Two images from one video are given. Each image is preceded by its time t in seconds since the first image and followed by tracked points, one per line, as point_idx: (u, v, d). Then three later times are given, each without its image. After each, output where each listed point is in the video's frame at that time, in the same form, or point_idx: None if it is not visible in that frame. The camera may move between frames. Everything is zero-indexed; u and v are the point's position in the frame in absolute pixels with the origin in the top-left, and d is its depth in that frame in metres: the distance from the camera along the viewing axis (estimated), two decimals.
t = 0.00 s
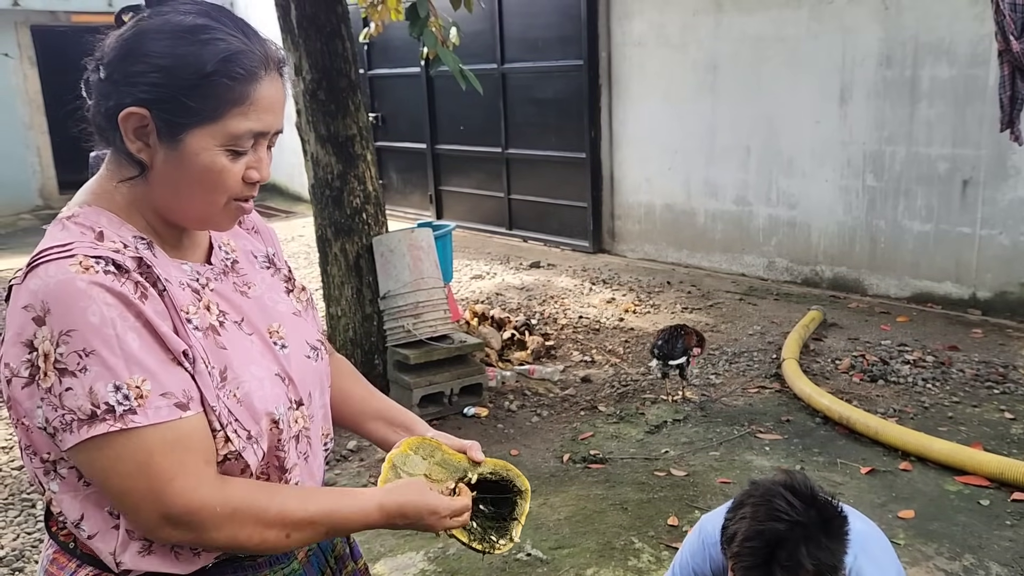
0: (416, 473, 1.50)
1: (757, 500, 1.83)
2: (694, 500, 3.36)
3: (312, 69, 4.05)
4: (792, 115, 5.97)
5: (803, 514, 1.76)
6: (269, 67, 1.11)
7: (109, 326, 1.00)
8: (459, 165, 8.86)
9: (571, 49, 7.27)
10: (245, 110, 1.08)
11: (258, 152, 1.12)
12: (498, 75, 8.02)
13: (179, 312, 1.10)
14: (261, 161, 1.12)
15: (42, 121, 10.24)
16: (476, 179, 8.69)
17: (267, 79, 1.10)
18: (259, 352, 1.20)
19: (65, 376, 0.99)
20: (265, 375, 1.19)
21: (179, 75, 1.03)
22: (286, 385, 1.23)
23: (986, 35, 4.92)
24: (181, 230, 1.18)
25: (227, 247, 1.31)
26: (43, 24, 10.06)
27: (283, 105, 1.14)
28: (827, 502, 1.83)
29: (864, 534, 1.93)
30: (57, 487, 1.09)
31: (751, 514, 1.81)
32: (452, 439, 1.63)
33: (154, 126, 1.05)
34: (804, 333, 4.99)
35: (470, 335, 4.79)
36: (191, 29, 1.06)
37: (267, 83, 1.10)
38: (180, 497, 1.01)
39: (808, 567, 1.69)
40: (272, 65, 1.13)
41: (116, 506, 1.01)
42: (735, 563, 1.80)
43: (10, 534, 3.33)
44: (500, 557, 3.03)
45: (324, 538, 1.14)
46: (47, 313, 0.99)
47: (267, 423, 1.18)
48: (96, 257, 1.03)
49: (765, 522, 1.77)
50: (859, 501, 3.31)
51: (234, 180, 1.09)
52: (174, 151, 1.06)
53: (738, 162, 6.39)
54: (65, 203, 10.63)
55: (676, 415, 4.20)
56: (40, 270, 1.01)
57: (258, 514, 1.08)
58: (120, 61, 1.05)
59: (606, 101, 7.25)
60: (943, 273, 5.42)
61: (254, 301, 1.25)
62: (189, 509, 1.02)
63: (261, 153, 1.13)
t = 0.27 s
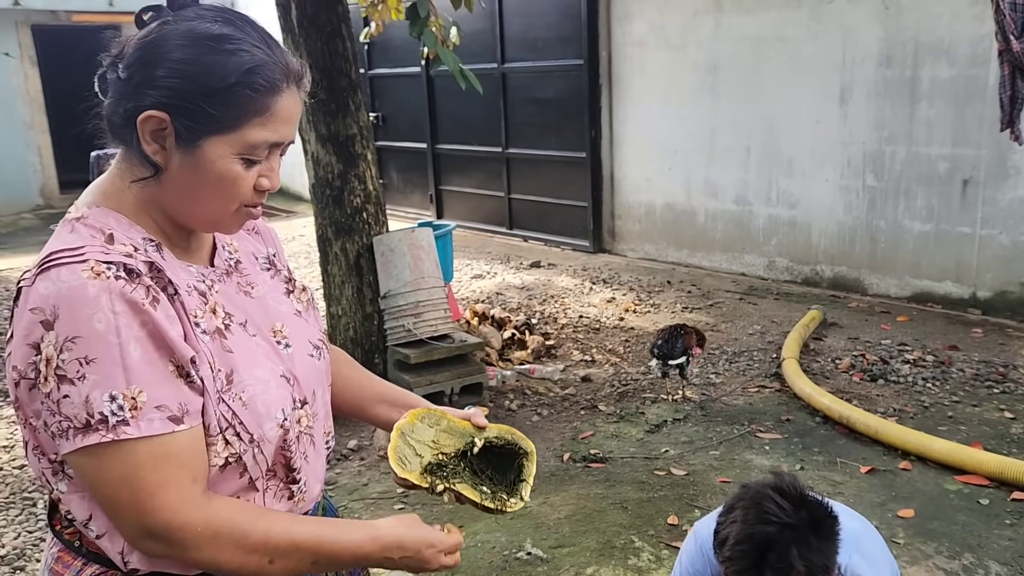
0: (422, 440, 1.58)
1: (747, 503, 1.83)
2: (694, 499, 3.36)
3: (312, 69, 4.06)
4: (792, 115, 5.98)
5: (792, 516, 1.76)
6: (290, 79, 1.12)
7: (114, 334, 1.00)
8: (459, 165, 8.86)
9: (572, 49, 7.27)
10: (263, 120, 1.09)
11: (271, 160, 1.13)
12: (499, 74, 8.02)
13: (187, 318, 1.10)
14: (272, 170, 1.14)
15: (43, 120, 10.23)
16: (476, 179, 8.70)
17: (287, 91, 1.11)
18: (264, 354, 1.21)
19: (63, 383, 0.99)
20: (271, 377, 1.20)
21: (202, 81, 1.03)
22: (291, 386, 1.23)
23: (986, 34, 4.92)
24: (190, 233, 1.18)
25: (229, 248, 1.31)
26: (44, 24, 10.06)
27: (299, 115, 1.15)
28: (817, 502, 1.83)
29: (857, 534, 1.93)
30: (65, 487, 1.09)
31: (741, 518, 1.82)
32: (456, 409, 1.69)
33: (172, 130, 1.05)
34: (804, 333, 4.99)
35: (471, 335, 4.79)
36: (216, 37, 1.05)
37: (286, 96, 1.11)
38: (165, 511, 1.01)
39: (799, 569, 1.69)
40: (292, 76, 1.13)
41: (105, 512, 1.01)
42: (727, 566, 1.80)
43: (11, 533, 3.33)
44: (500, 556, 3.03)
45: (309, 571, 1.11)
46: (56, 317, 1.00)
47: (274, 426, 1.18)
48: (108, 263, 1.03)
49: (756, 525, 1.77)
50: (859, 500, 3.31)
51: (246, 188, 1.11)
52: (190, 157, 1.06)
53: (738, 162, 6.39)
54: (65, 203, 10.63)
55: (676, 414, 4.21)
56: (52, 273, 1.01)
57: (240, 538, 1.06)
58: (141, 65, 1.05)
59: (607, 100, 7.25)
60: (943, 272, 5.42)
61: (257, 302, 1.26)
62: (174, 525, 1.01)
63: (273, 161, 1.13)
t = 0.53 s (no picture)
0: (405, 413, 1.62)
1: (744, 500, 1.84)
2: (693, 497, 3.37)
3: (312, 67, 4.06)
4: (792, 114, 5.98)
5: (790, 513, 1.77)
6: (301, 83, 1.12)
7: (139, 338, 1.00)
8: (458, 163, 8.87)
9: (571, 47, 7.27)
10: (275, 125, 1.09)
11: (280, 162, 1.13)
12: (499, 73, 8.02)
13: (205, 319, 1.10)
14: (279, 172, 1.14)
15: (43, 118, 10.24)
16: (476, 178, 8.70)
17: (298, 95, 1.11)
18: (273, 351, 1.21)
19: (90, 388, 0.99)
20: (281, 374, 1.20)
21: (213, 86, 1.03)
22: (298, 381, 1.24)
23: (986, 33, 4.92)
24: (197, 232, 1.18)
25: (230, 245, 1.32)
26: (44, 22, 10.06)
27: (308, 117, 1.15)
28: (814, 499, 1.84)
29: (854, 529, 1.94)
30: (79, 486, 1.09)
31: (739, 516, 1.82)
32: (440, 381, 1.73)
33: (184, 130, 1.05)
34: (803, 331, 4.99)
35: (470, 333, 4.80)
36: (230, 41, 1.05)
37: (298, 99, 1.11)
38: (200, 506, 1.00)
39: (798, 565, 1.70)
40: (303, 82, 1.13)
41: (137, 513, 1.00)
42: (725, 565, 1.80)
43: (11, 530, 3.34)
44: (499, 553, 3.03)
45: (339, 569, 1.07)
46: (78, 323, 0.99)
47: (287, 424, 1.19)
48: (126, 267, 1.03)
49: (753, 523, 1.78)
50: (858, 498, 3.32)
51: (253, 190, 1.11)
52: (199, 159, 1.06)
53: (738, 160, 6.40)
54: (65, 201, 10.64)
55: (675, 412, 4.21)
56: (70, 278, 1.00)
57: (273, 531, 1.05)
58: (154, 67, 1.04)
59: (606, 99, 7.25)
60: (943, 270, 5.43)
61: (260, 298, 1.26)
62: (209, 519, 1.00)
63: (282, 162, 1.13)
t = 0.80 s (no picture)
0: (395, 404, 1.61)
1: (735, 495, 1.84)
2: (691, 494, 3.37)
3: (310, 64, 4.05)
4: (791, 112, 5.98)
5: (780, 507, 1.77)
6: (303, 79, 1.12)
7: (152, 336, 0.99)
8: (458, 161, 8.87)
9: (570, 45, 7.27)
10: (275, 123, 1.08)
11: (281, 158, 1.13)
12: (498, 71, 8.02)
13: (213, 315, 1.10)
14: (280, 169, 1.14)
15: (42, 116, 10.23)
16: (475, 176, 8.70)
17: (301, 93, 1.11)
18: (277, 345, 1.21)
19: (110, 386, 0.99)
20: (284, 368, 1.21)
21: (215, 85, 1.03)
22: (300, 375, 1.25)
23: (986, 31, 4.92)
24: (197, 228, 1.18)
25: (227, 239, 1.31)
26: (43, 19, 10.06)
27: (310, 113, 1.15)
28: (805, 493, 1.84)
29: (848, 524, 1.93)
30: (85, 482, 1.08)
31: (730, 511, 1.82)
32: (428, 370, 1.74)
33: (186, 128, 1.04)
34: (802, 329, 4.99)
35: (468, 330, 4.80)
36: (233, 40, 1.05)
37: (299, 96, 1.11)
38: (229, 494, 0.99)
39: (788, 560, 1.70)
40: (305, 79, 1.13)
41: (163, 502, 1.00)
42: (716, 559, 1.81)
43: (9, 527, 3.34)
44: (497, 550, 3.03)
45: None
46: (88, 323, 0.99)
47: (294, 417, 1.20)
48: (134, 266, 1.03)
49: (744, 517, 1.78)
50: (856, 496, 3.32)
51: (255, 186, 1.10)
52: (201, 156, 1.06)
53: (738, 158, 6.39)
54: (64, 199, 10.64)
55: (674, 410, 4.21)
56: (78, 279, 1.00)
57: (296, 526, 1.03)
58: (156, 66, 1.04)
59: (605, 97, 7.25)
60: (942, 269, 5.43)
61: (258, 293, 1.26)
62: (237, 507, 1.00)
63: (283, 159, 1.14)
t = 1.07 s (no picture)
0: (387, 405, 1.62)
1: (737, 488, 1.84)
2: (689, 492, 3.37)
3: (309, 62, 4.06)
4: (790, 111, 5.98)
5: (781, 501, 1.77)
6: (299, 71, 1.12)
7: (146, 333, 0.99)
8: (456, 160, 8.87)
9: (569, 43, 7.27)
10: (277, 113, 1.09)
11: (282, 151, 1.13)
12: (497, 69, 8.02)
13: (212, 313, 1.10)
14: (283, 160, 1.14)
15: (41, 114, 10.22)
16: (474, 174, 8.70)
17: (298, 84, 1.12)
18: (276, 342, 1.22)
19: (94, 383, 0.98)
20: (283, 364, 1.21)
21: (215, 82, 1.03)
22: (299, 370, 1.25)
23: (983, 30, 4.92)
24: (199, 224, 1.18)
25: (228, 236, 1.32)
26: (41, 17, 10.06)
27: (307, 106, 1.15)
28: (807, 489, 1.84)
29: (850, 521, 1.94)
30: (82, 478, 1.09)
31: (731, 503, 1.82)
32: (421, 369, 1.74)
33: (189, 127, 1.04)
34: (800, 327, 5.00)
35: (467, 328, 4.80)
36: (227, 34, 1.05)
37: (296, 87, 1.11)
38: (191, 503, 0.99)
39: (787, 554, 1.71)
40: (301, 69, 1.13)
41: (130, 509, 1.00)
42: (716, 551, 1.82)
43: (7, 525, 3.34)
44: (495, 548, 3.04)
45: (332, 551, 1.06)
46: (86, 318, 0.98)
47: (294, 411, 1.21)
48: (134, 263, 1.03)
49: (745, 510, 1.78)
50: (854, 493, 3.32)
51: (260, 180, 1.11)
52: (205, 153, 1.06)
53: (736, 157, 6.40)
54: (63, 196, 10.64)
55: (672, 407, 4.22)
56: (78, 274, 1.00)
57: (264, 523, 1.04)
58: (154, 63, 1.03)
59: (605, 95, 7.25)
60: (939, 267, 5.44)
61: (258, 288, 1.27)
62: (199, 517, 0.99)
63: (284, 152, 1.14)
